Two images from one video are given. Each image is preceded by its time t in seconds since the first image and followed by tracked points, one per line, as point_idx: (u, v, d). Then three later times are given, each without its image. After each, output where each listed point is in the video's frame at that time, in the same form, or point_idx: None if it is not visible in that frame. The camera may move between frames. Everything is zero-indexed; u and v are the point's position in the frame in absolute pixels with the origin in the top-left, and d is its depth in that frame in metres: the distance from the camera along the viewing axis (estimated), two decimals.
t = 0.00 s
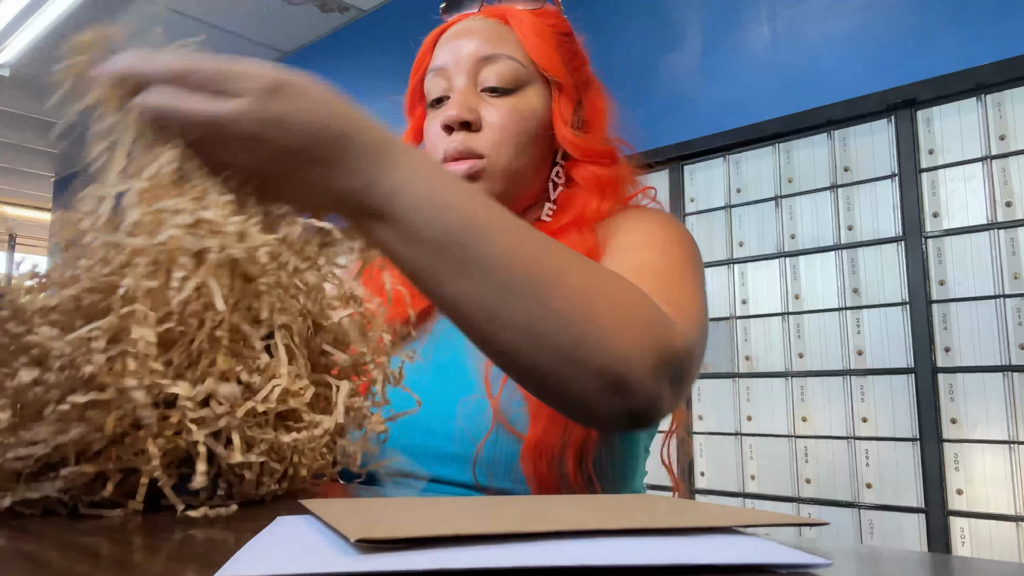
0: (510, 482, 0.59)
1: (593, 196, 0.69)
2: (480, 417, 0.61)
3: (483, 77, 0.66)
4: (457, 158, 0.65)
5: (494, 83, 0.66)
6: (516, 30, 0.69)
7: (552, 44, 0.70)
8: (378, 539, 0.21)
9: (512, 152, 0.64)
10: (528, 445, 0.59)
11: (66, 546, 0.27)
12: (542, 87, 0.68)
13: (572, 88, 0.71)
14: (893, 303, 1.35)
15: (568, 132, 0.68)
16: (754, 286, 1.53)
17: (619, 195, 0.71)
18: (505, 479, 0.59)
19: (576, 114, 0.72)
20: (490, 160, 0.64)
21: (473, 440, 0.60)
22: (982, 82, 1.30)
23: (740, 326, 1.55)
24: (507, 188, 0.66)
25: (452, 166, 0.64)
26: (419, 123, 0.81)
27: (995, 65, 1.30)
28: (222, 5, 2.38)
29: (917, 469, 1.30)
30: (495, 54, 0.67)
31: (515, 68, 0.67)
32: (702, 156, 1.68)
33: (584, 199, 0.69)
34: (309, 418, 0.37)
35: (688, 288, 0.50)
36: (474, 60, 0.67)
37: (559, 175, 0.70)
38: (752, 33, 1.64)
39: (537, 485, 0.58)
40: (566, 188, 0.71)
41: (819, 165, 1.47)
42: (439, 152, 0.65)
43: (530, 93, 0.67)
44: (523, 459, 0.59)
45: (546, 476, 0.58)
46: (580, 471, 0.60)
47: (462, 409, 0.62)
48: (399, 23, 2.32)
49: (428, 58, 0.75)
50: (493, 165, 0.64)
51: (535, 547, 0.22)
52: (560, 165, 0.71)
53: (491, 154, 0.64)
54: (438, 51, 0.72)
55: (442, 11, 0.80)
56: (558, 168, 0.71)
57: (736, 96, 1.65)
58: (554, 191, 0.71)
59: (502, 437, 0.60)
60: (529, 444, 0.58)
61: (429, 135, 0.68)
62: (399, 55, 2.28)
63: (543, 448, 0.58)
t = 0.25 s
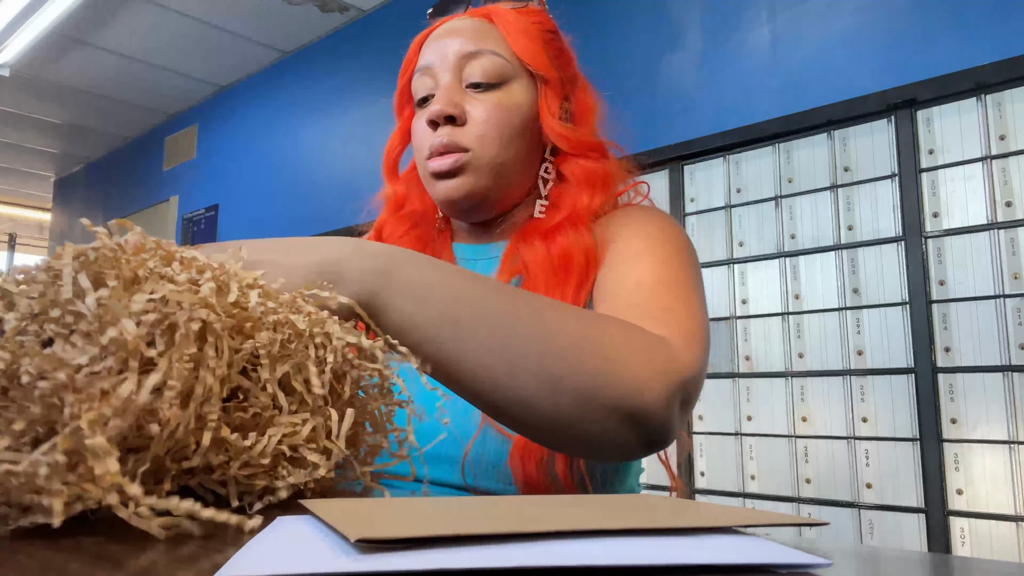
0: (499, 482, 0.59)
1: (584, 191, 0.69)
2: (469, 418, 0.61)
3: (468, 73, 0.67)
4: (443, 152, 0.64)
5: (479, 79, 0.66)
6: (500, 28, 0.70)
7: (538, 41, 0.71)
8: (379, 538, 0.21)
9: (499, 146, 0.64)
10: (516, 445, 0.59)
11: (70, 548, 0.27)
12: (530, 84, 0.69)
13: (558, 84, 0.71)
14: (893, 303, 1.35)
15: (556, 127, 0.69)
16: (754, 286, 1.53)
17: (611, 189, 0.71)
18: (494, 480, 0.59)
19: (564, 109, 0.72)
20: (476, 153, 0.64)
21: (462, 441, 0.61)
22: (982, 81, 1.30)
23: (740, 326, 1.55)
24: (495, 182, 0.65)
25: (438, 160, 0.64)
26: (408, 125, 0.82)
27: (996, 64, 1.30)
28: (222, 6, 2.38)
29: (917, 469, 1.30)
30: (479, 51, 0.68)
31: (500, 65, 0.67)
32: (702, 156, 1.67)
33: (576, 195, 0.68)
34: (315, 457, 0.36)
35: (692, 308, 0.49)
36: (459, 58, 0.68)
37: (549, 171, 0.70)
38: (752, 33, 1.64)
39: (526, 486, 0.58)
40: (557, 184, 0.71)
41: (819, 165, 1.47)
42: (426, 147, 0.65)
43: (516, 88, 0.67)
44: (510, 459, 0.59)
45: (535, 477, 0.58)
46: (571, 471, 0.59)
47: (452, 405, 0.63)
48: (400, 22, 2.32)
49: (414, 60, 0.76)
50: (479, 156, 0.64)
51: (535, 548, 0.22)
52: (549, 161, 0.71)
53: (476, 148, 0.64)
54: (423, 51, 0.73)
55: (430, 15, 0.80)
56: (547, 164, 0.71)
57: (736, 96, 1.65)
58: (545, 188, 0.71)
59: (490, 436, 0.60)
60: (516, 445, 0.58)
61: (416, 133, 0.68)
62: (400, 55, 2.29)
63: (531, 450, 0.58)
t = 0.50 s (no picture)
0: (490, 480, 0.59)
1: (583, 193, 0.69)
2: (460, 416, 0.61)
3: (469, 76, 0.67)
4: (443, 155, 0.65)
5: (479, 81, 0.67)
6: (501, 30, 0.70)
7: (538, 43, 0.71)
8: (378, 539, 0.21)
9: (498, 148, 0.64)
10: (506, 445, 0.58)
11: (69, 548, 0.27)
12: (529, 86, 0.69)
13: (558, 86, 0.71)
14: (894, 303, 1.35)
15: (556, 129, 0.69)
16: (754, 286, 1.53)
17: (611, 191, 0.71)
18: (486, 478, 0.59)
19: (564, 111, 0.72)
20: (476, 155, 0.64)
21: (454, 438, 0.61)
22: (982, 81, 1.30)
23: (740, 327, 1.55)
24: (494, 185, 0.65)
25: (437, 163, 0.64)
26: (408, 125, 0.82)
27: (996, 65, 1.30)
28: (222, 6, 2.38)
29: (917, 469, 1.30)
30: (478, 53, 0.68)
31: (499, 67, 0.68)
32: (702, 156, 1.67)
33: (575, 196, 0.68)
34: (316, 456, 0.36)
35: (678, 310, 0.48)
36: (459, 59, 0.68)
37: (549, 172, 0.70)
38: (752, 33, 1.64)
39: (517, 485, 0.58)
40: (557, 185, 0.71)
41: (819, 165, 1.47)
42: (425, 150, 0.65)
43: (516, 90, 0.68)
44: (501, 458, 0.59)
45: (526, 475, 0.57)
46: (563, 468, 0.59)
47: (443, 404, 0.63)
48: (400, 23, 2.32)
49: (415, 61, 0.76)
50: (478, 160, 0.64)
51: (535, 548, 0.22)
52: (549, 163, 0.71)
53: (476, 150, 0.64)
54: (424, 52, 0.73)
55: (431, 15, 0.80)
56: (547, 166, 0.71)
57: (736, 96, 1.65)
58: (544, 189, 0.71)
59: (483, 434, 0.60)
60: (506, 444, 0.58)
61: (416, 135, 0.68)
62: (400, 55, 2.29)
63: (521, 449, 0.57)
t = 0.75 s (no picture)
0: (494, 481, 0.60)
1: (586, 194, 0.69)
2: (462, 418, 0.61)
3: (473, 75, 0.67)
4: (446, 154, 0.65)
5: (484, 81, 0.66)
6: (506, 30, 0.70)
7: (543, 43, 0.71)
8: (379, 539, 0.21)
9: (502, 148, 0.64)
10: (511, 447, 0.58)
11: (70, 549, 0.27)
12: (533, 86, 0.69)
13: (562, 86, 0.71)
14: (894, 303, 1.35)
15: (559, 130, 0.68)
16: (754, 286, 1.53)
17: (613, 192, 0.71)
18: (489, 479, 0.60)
19: (568, 112, 0.72)
20: (479, 155, 0.64)
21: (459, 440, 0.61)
22: (982, 81, 1.30)
23: (740, 327, 1.55)
24: (497, 185, 0.65)
25: (440, 162, 0.64)
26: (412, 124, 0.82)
27: (996, 64, 1.30)
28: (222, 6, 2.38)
29: (916, 469, 1.30)
30: (484, 53, 0.68)
31: (504, 67, 0.68)
32: (702, 156, 1.67)
33: (578, 198, 0.69)
34: (316, 457, 0.35)
35: (675, 314, 0.48)
36: (464, 59, 0.68)
37: (551, 173, 0.70)
38: (753, 33, 1.64)
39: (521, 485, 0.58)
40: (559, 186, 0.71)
41: (819, 165, 1.47)
42: (428, 149, 0.65)
43: (521, 90, 0.68)
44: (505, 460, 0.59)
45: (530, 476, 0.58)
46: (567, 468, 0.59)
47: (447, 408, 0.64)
48: (400, 23, 2.32)
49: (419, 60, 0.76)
50: (480, 160, 0.64)
51: (535, 548, 0.22)
52: (551, 163, 0.71)
53: (479, 150, 0.64)
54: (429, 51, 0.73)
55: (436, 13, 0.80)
56: (550, 166, 0.71)
57: (736, 96, 1.65)
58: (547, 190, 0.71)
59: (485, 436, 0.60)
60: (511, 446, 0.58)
61: (419, 134, 0.68)
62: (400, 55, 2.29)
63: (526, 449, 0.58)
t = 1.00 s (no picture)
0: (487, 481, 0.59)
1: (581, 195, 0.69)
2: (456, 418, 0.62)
3: (470, 75, 0.67)
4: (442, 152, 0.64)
5: (481, 81, 0.66)
6: (504, 31, 0.70)
7: (541, 44, 0.71)
8: (378, 539, 0.21)
9: (498, 147, 0.64)
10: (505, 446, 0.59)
11: (70, 548, 0.27)
12: (530, 86, 0.69)
13: (559, 87, 0.71)
14: (893, 303, 1.35)
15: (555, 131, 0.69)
16: (754, 286, 1.53)
17: (608, 194, 0.71)
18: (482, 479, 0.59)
19: (564, 113, 0.72)
20: (476, 154, 0.63)
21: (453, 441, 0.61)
22: (982, 81, 1.30)
23: (740, 327, 1.55)
24: (493, 184, 0.65)
25: (437, 160, 0.64)
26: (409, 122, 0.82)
27: (996, 64, 1.30)
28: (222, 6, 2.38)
29: (916, 469, 1.30)
30: (482, 52, 0.68)
31: (501, 67, 0.68)
32: (702, 156, 1.67)
33: (572, 198, 0.69)
34: (317, 467, 0.36)
35: (674, 317, 0.49)
36: (462, 59, 0.68)
37: (547, 174, 0.70)
38: (752, 33, 1.64)
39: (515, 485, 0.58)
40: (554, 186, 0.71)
41: (819, 165, 1.47)
42: (425, 147, 0.65)
43: (518, 91, 0.68)
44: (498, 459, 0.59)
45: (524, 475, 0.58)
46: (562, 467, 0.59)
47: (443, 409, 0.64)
48: (400, 23, 2.32)
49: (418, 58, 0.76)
50: (476, 160, 0.64)
51: (534, 548, 0.22)
52: (547, 164, 0.71)
53: (475, 149, 0.63)
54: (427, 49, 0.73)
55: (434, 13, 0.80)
56: (545, 167, 0.71)
57: (736, 96, 1.65)
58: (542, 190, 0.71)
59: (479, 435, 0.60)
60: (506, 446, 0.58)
61: (416, 132, 0.68)
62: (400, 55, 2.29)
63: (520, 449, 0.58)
